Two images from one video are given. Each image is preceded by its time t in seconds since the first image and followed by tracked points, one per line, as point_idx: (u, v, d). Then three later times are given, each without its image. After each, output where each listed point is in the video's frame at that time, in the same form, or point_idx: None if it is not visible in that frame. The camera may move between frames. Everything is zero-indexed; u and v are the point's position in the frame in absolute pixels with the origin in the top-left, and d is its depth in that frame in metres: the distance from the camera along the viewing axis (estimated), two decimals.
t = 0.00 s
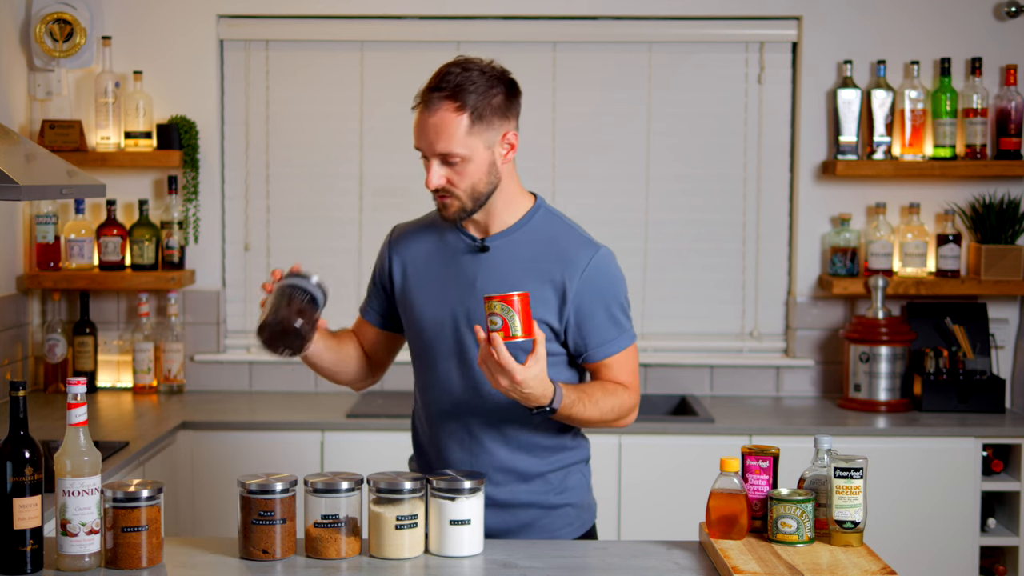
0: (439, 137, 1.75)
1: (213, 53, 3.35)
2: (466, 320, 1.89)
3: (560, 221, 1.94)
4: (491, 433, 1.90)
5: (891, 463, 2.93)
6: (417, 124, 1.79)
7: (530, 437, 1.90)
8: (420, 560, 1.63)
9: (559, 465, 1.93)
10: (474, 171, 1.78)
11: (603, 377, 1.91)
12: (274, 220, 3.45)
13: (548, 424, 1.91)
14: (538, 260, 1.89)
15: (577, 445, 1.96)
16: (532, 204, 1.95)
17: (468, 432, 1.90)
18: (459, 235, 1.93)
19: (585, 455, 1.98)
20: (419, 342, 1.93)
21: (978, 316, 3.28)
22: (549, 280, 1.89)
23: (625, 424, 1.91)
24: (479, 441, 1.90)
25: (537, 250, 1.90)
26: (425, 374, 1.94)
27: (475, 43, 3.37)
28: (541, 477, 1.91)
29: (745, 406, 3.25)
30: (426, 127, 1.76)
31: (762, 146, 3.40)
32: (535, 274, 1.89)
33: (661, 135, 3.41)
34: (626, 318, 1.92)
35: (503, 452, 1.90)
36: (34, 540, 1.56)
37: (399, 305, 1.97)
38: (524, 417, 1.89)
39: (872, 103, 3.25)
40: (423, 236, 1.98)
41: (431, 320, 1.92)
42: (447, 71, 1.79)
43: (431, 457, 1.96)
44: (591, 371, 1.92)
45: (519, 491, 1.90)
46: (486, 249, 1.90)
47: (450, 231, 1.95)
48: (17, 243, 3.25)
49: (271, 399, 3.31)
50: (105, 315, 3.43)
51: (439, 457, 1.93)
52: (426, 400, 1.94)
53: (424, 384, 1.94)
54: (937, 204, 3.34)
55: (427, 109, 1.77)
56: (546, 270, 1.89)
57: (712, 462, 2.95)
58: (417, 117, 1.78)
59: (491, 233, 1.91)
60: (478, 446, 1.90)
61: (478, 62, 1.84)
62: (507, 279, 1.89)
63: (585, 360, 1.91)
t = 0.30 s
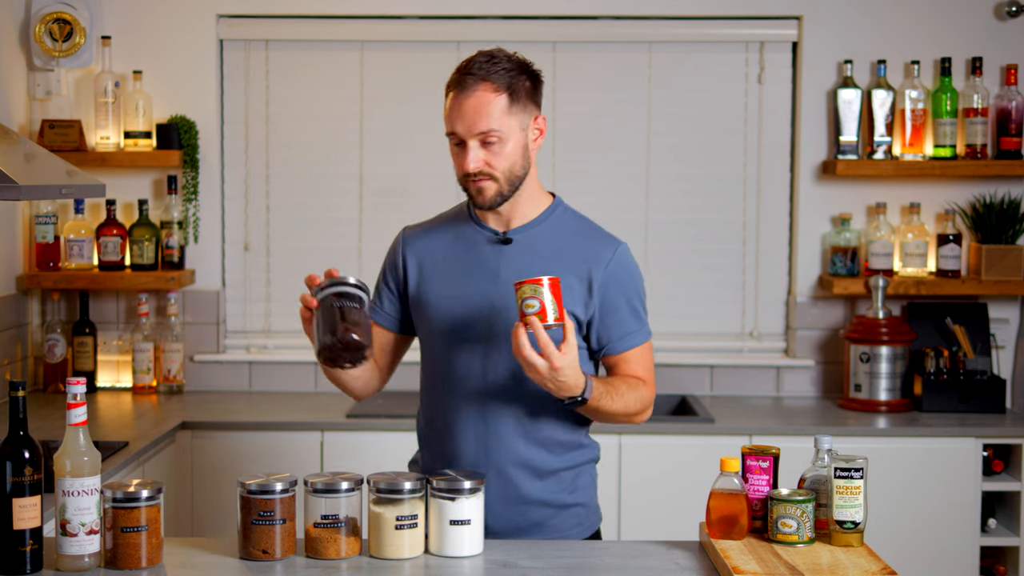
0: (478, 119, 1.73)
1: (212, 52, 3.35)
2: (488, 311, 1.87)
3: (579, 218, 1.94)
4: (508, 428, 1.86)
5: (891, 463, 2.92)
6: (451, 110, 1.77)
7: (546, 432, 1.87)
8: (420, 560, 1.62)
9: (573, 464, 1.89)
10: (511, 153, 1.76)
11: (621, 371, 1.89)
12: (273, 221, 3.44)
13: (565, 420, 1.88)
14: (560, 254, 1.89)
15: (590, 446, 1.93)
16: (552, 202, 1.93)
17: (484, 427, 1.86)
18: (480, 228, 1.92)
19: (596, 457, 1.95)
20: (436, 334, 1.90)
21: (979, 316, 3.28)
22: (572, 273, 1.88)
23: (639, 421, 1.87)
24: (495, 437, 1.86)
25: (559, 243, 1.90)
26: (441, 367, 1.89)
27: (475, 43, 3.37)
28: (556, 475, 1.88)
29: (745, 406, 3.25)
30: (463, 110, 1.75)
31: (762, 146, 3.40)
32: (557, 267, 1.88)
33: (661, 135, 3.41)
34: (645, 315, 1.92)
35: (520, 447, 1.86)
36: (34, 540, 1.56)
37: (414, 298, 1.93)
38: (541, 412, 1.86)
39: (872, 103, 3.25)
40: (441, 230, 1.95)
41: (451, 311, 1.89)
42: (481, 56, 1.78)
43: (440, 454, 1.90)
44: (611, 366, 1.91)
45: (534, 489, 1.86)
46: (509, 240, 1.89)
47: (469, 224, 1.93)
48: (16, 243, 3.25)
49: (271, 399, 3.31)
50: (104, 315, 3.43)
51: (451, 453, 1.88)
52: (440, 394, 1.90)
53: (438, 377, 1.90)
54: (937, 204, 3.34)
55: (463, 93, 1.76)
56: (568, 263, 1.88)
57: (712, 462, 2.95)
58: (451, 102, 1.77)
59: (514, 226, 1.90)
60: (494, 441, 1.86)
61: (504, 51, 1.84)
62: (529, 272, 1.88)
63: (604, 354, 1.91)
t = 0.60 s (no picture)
0: (500, 112, 1.73)
1: (212, 52, 3.34)
2: (498, 309, 1.85)
3: (582, 215, 1.94)
4: (519, 427, 1.84)
5: (891, 463, 2.92)
6: (468, 102, 1.75)
7: (556, 430, 1.86)
8: (420, 560, 1.62)
9: (582, 461, 1.89)
10: (529, 148, 1.76)
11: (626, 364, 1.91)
12: (273, 220, 3.44)
13: (574, 418, 1.87)
14: (568, 250, 1.88)
15: (596, 443, 1.93)
16: (551, 202, 1.93)
17: (495, 427, 1.85)
18: (484, 226, 1.90)
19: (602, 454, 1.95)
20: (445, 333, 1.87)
21: (979, 316, 3.28)
22: (581, 269, 1.88)
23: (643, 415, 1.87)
24: (506, 436, 1.85)
25: (566, 241, 1.89)
26: (449, 367, 1.87)
27: (475, 43, 3.37)
28: (566, 472, 1.87)
29: (745, 406, 3.24)
30: (485, 102, 1.73)
31: (762, 146, 3.39)
32: (565, 264, 1.88)
33: (661, 135, 3.41)
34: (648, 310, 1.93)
35: (531, 446, 1.85)
36: (34, 540, 1.56)
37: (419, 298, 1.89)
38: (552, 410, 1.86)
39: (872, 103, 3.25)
40: (443, 228, 1.92)
41: (459, 310, 1.86)
42: (495, 50, 1.77)
43: (449, 456, 1.87)
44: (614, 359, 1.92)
45: (545, 487, 1.86)
46: (516, 238, 1.88)
47: (473, 223, 1.91)
48: (16, 243, 3.25)
49: (270, 399, 3.31)
50: (104, 315, 3.43)
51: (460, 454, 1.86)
52: (449, 394, 1.87)
53: (448, 377, 1.87)
54: (937, 204, 3.34)
55: (482, 85, 1.74)
56: (577, 260, 1.88)
57: (712, 462, 2.95)
58: (469, 94, 1.74)
59: (519, 224, 1.89)
60: (505, 440, 1.85)
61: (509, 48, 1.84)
62: (537, 269, 1.87)
63: (610, 349, 1.91)
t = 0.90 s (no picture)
0: (498, 112, 1.73)
1: (212, 52, 3.35)
2: (499, 307, 1.86)
3: (581, 214, 1.94)
4: (523, 424, 1.85)
5: (891, 463, 2.92)
6: (466, 101, 1.74)
7: (559, 427, 1.87)
8: (420, 560, 1.62)
9: (583, 458, 1.90)
10: (526, 148, 1.76)
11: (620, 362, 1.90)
12: (273, 220, 3.44)
13: (575, 415, 1.88)
14: (568, 249, 1.89)
15: (596, 440, 1.94)
16: (549, 202, 1.93)
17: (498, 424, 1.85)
18: (484, 226, 1.90)
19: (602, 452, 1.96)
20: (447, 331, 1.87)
21: (978, 316, 3.28)
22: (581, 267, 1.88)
23: (634, 416, 1.85)
24: (508, 433, 1.85)
25: (567, 239, 1.90)
26: (449, 365, 1.87)
27: (475, 43, 3.37)
28: (568, 469, 1.88)
29: (745, 406, 3.25)
30: (483, 102, 1.73)
31: (761, 146, 3.39)
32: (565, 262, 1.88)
33: (661, 135, 3.41)
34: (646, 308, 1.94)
35: (533, 444, 1.85)
36: (34, 540, 1.56)
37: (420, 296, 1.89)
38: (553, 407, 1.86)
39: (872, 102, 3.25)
40: (443, 227, 1.92)
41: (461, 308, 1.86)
42: (493, 50, 1.77)
43: (451, 455, 1.87)
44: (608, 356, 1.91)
45: (548, 484, 1.86)
46: (517, 237, 1.88)
47: (472, 222, 1.90)
48: (16, 243, 3.25)
49: (270, 399, 3.31)
50: (104, 315, 3.43)
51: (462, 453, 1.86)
52: (451, 392, 1.87)
53: (449, 375, 1.87)
54: (937, 204, 3.34)
55: (480, 86, 1.74)
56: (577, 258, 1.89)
57: (712, 462, 2.95)
58: (467, 94, 1.74)
59: (520, 223, 1.89)
60: (507, 437, 1.85)
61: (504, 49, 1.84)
62: (539, 267, 1.87)
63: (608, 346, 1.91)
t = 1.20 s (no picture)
0: (533, 121, 1.74)
1: (212, 52, 3.35)
2: (500, 308, 1.86)
3: (579, 214, 1.95)
4: (524, 425, 1.85)
5: (891, 463, 2.92)
6: (500, 107, 1.74)
7: (559, 426, 1.87)
8: (420, 560, 1.62)
9: (584, 458, 1.90)
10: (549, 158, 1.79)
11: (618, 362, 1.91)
12: (273, 220, 3.44)
13: (576, 415, 1.88)
14: (567, 248, 1.89)
15: (596, 440, 1.94)
16: (547, 202, 1.94)
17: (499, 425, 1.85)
18: (483, 226, 1.90)
19: (602, 451, 1.96)
20: (447, 332, 1.86)
21: (978, 316, 3.28)
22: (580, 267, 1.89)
23: (636, 413, 1.86)
24: (509, 434, 1.85)
25: (566, 239, 1.90)
26: (450, 367, 1.86)
27: (475, 43, 3.37)
28: (569, 469, 1.88)
29: (745, 406, 3.25)
30: (520, 110, 1.74)
31: (761, 146, 3.40)
32: (565, 262, 1.88)
33: (661, 135, 3.41)
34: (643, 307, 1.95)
35: (534, 444, 1.85)
36: (34, 540, 1.56)
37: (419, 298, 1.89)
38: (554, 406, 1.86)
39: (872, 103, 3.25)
40: (442, 229, 1.92)
41: (461, 310, 1.86)
42: (521, 55, 1.78)
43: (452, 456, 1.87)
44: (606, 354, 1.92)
45: (549, 484, 1.86)
46: (516, 237, 1.88)
47: (471, 223, 1.91)
48: (16, 243, 3.25)
49: (270, 399, 3.31)
50: (105, 315, 3.43)
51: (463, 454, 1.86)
52: (451, 394, 1.86)
53: (450, 376, 1.86)
54: (937, 204, 3.34)
55: (514, 93, 1.74)
56: (577, 257, 1.89)
57: (712, 462, 2.95)
58: (502, 100, 1.74)
59: (519, 223, 1.90)
60: (508, 437, 1.85)
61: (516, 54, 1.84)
62: (539, 267, 1.88)
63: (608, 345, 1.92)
